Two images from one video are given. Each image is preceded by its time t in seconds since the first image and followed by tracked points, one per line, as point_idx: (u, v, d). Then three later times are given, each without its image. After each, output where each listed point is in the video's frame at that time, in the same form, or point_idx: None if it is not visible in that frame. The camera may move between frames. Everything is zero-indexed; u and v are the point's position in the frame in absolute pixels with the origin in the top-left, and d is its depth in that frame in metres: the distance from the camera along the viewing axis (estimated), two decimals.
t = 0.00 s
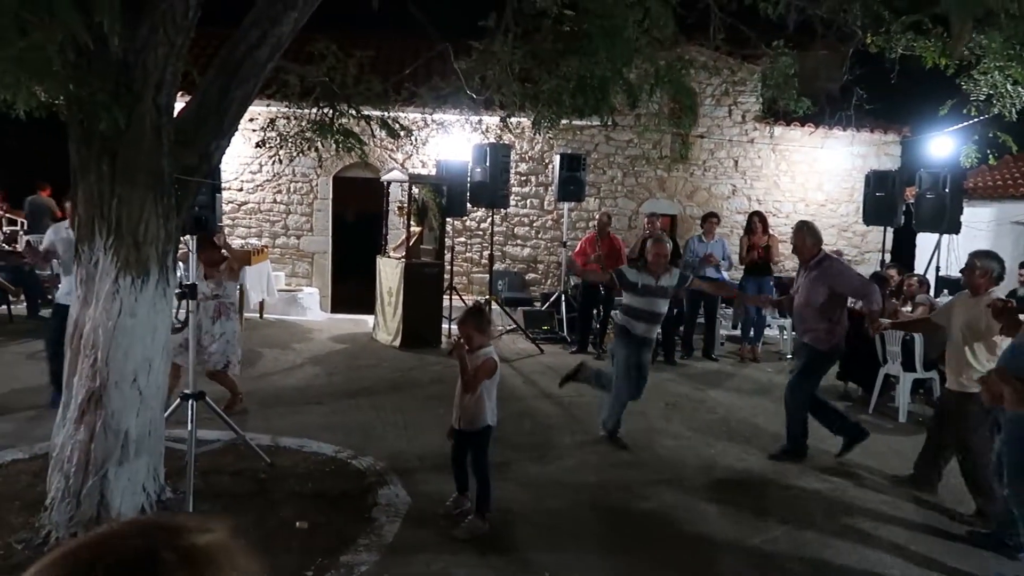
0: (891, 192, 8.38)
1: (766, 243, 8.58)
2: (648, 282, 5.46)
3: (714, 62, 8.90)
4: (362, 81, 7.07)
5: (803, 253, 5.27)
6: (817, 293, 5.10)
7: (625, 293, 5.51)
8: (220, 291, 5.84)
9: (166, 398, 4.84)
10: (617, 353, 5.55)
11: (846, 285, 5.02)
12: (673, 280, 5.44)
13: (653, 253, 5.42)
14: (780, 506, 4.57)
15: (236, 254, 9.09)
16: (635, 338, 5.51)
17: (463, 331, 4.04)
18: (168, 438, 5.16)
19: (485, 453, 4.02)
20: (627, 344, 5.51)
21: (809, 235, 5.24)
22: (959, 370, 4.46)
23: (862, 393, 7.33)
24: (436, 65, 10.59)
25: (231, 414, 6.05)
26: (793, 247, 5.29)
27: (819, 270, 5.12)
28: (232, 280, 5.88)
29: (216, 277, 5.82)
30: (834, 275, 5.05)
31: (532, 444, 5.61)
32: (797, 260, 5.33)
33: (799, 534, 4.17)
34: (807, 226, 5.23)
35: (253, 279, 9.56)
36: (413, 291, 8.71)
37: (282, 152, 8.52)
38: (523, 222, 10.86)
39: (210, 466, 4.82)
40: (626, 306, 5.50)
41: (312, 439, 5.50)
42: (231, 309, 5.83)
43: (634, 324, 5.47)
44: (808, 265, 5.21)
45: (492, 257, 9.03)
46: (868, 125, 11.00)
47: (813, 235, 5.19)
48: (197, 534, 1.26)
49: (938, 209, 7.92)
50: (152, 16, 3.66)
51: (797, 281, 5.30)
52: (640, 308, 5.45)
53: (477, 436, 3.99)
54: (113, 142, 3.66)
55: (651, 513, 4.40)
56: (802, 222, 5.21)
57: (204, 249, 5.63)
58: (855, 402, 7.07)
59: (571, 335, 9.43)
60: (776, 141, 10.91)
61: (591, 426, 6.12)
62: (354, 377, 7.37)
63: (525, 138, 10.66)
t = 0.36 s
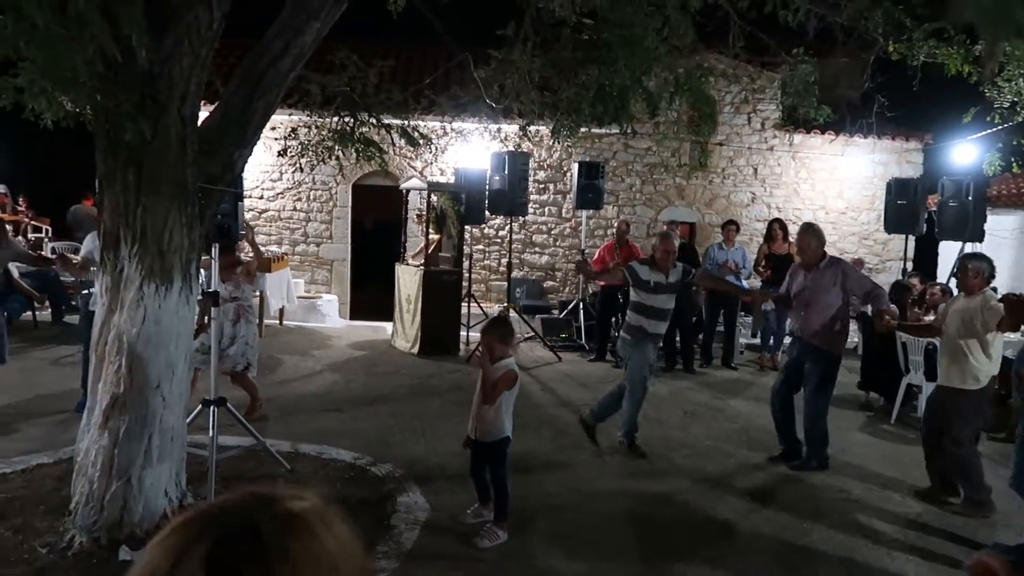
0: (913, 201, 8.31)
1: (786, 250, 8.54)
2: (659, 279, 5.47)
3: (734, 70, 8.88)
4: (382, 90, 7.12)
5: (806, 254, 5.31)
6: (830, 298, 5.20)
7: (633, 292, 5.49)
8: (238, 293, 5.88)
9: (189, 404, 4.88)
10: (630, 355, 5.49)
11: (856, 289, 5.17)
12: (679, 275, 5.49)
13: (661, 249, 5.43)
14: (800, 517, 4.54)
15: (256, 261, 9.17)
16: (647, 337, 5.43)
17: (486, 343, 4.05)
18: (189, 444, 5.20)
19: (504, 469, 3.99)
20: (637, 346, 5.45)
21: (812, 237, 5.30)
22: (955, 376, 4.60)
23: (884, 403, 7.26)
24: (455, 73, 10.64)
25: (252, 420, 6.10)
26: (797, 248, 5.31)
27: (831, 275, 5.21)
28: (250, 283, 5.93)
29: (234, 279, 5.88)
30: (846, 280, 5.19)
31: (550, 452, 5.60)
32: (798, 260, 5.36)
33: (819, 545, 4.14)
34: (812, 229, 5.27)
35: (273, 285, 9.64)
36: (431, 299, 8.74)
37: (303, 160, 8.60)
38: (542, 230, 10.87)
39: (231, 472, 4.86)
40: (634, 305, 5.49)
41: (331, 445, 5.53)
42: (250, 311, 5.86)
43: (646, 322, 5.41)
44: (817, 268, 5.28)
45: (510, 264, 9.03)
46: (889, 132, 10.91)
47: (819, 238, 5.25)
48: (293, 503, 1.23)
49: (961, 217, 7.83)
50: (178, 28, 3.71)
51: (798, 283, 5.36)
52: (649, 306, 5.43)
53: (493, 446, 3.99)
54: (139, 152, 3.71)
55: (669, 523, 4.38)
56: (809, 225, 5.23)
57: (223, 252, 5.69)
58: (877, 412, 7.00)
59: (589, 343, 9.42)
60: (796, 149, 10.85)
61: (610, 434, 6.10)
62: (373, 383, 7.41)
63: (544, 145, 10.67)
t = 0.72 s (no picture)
0: (936, 209, 8.21)
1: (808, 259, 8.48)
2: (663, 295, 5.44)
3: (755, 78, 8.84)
4: (403, 99, 7.16)
5: (815, 264, 5.26)
6: (836, 309, 5.16)
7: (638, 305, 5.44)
8: (253, 301, 5.93)
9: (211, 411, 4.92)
10: (643, 370, 5.45)
11: (859, 304, 5.14)
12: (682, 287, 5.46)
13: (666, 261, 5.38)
14: (821, 529, 4.49)
15: (277, 269, 9.25)
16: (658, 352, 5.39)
17: (505, 351, 4.07)
18: (210, 451, 5.24)
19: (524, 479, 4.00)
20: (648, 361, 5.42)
21: (823, 246, 5.24)
22: (955, 385, 4.62)
23: (908, 414, 7.17)
24: (475, 82, 10.68)
25: (273, 427, 6.14)
26: (806, 257, 5.26)
27: (839, 286, 5.17)
28: (265, 290, 5.97)
29: (250, 287, 5.92)
30: (853, 291, 5.15)
31: (568, 461, 5.58)
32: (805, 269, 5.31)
33: (840, 558, 4.11)
34: (823, 238, 5.22)
35: (294, 293, 9.71)
36: (450, 307, 8.76)
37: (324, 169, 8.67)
38: (561, 238, 10.87)
39: (252, 479, 4.89)
40: (642, 322, 5.44)
41: (351, 453, 5.55)
42: (265, 319, 5.89)
43: (655, 337, 5.38)
44: (824, 279, 5.24)
45: (529, 273, 9.04)
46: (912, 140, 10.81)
47: (829, 248, 5.21)
48: (415, 471, 1.26)
49: (986, 226, 7.73)
50: (203, 39, 3.76)
51: (804, 293, 5.32)
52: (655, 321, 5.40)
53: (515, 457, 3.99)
54: (164, 161, 3.76)
55: (690, 534, 4.35)
56: (821, 235, 5.18)
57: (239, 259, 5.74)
58: (900, 423, 6.92)
59: (608, 352, 9.39)
60: (817, 157, 10.78)
61: (629, 444, 6.07)
62: (392, 391, 7.44)
63: (563, 154, 10.68)
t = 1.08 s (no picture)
0: (963, 216, 8.10)
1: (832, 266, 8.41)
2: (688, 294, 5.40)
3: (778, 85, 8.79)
4: (425, 107, 7.20)
5: (837, 254, 5.22)
6: (857, 296, 5.12)
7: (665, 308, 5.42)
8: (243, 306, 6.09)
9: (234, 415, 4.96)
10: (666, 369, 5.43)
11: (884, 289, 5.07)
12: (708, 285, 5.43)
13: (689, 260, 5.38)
14: (847, 540, 4.44)
15: (300, 275, 9.32)
16: (682, 344, 5.34)
17: (529, 357, 4.03)
18: (234, 455, 5.29)
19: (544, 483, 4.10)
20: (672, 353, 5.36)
21: (845, 236, 5.20)
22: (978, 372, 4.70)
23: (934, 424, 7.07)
24: (497, 90, 10.72)
25: (295, 432, 6.18)
26: (828, 247, 5.22)
27: (861, 274, 5.12)
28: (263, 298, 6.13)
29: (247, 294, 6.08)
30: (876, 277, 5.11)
31: (589, 469, 5.56)
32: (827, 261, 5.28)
33: (866, 570, 4.06)
34: (845, 228, 5.18)
35: (316, 299, 9.78)
36: (471, 313, 8.77)
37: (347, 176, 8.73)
38: (581, 245, 10.86)
39: (275, 483, 4.92)
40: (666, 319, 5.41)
41: (373, 458, 5.57)
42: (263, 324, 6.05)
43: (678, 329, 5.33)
44: (847, 267, 5.19)
45: (550, 280, 9.03)
46: (938, 147, 10.69)
47: (851, 238, 5.17)
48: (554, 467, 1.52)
49: (1014, 233, 7.61)
50: (230, 48, 3.81)
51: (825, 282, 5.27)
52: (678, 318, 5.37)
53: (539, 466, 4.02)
54: (191, 168, 3.81)
55: (712, 544, 4.32)
56: (842, 225, 5.15)
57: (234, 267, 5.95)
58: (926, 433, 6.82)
59: (629, 359, 9.35)
60: (841, 163, 10.69)
61: (651, 452, 6.04)
62: (413, 397, 7.46)
63: (584, 161, 10.68)
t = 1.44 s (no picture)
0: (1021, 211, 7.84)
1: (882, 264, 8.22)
2: (736, 308, 5.28)
3: (825, 77, 8.62)
4: (468, 105, 7.23)
5: (895, 276, 5.05)
6: (912, 320, 5.00)
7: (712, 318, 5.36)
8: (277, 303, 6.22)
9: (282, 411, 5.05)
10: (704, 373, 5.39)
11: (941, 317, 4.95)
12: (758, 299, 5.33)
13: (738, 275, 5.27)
14: (897, 542, 4.35)
15: (345, 273, 9.45)
16: (727, 360, 5.32)
17: (569, 354, 4.01)
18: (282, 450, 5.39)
19: (588, 485, 4.01)
20: (717, 366, 5.32)
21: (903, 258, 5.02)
22: None
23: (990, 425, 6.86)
24: (539, 87, 10.71)
25: (341, 428, 6.27)
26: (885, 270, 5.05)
27: (919, 301, 4.99)
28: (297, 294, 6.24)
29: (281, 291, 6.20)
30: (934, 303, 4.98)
31: (632, 468, 5.53)
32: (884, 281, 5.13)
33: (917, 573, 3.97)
34: (904, 252, 4.99)
35: (360, 296, 9.90)
36: (513, 310, 8.79)
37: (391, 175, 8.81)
38: (624, 242, 10.80)
39: (321, 478, 5.00)
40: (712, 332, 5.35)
41: (417, 454, 5.62)
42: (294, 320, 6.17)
43: (723, 344, 5.29)
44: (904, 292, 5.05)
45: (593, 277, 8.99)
46: (994, 140, 10.36)
47: (910, 261, 4.99)
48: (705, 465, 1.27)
49: None
50: (276, 51, 3.88)
51: (879, 302, 5.15)
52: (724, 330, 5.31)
53: (580, 467, 3.97)
54: (239, 169, 3.88)
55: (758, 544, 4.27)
56: (902, 250, 4.95)
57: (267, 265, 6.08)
58: (982, 435, 6.62)
59: (673, 357, 9.27)
60: (891, 158, 10.43)
61: (695, 451, 5.99)
62: (457, 394, 7.51)
63: (627, 157, 10.61)
